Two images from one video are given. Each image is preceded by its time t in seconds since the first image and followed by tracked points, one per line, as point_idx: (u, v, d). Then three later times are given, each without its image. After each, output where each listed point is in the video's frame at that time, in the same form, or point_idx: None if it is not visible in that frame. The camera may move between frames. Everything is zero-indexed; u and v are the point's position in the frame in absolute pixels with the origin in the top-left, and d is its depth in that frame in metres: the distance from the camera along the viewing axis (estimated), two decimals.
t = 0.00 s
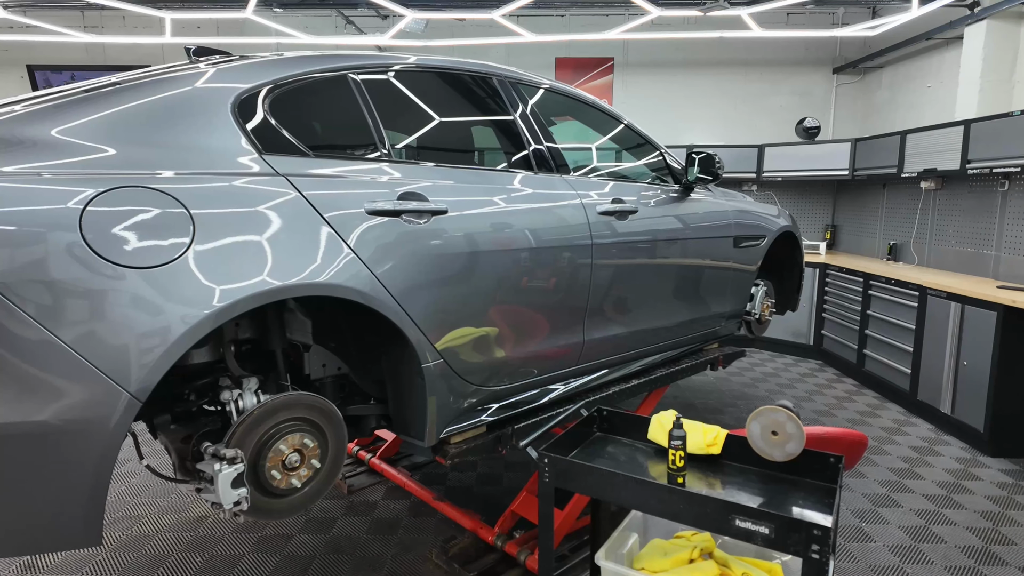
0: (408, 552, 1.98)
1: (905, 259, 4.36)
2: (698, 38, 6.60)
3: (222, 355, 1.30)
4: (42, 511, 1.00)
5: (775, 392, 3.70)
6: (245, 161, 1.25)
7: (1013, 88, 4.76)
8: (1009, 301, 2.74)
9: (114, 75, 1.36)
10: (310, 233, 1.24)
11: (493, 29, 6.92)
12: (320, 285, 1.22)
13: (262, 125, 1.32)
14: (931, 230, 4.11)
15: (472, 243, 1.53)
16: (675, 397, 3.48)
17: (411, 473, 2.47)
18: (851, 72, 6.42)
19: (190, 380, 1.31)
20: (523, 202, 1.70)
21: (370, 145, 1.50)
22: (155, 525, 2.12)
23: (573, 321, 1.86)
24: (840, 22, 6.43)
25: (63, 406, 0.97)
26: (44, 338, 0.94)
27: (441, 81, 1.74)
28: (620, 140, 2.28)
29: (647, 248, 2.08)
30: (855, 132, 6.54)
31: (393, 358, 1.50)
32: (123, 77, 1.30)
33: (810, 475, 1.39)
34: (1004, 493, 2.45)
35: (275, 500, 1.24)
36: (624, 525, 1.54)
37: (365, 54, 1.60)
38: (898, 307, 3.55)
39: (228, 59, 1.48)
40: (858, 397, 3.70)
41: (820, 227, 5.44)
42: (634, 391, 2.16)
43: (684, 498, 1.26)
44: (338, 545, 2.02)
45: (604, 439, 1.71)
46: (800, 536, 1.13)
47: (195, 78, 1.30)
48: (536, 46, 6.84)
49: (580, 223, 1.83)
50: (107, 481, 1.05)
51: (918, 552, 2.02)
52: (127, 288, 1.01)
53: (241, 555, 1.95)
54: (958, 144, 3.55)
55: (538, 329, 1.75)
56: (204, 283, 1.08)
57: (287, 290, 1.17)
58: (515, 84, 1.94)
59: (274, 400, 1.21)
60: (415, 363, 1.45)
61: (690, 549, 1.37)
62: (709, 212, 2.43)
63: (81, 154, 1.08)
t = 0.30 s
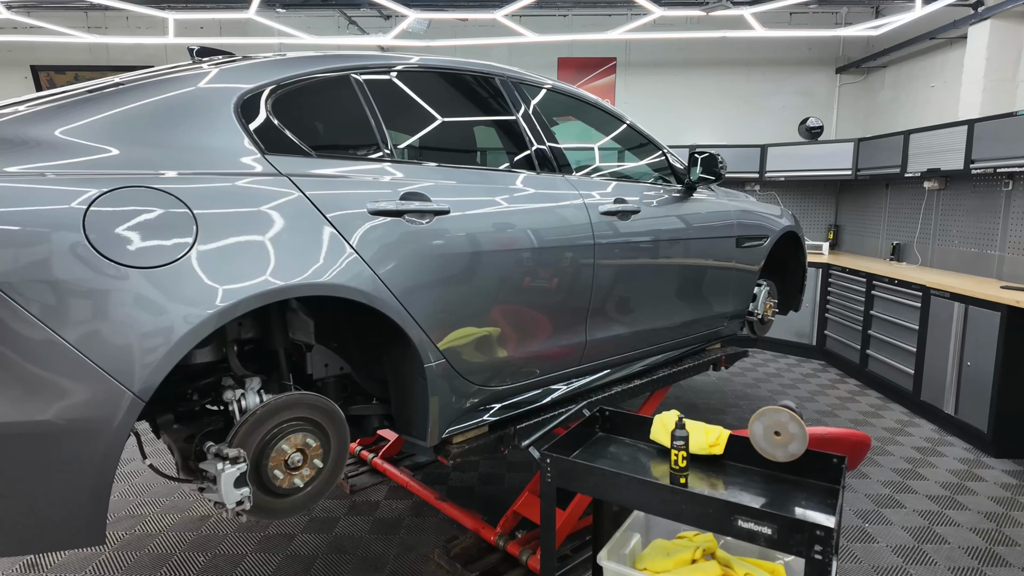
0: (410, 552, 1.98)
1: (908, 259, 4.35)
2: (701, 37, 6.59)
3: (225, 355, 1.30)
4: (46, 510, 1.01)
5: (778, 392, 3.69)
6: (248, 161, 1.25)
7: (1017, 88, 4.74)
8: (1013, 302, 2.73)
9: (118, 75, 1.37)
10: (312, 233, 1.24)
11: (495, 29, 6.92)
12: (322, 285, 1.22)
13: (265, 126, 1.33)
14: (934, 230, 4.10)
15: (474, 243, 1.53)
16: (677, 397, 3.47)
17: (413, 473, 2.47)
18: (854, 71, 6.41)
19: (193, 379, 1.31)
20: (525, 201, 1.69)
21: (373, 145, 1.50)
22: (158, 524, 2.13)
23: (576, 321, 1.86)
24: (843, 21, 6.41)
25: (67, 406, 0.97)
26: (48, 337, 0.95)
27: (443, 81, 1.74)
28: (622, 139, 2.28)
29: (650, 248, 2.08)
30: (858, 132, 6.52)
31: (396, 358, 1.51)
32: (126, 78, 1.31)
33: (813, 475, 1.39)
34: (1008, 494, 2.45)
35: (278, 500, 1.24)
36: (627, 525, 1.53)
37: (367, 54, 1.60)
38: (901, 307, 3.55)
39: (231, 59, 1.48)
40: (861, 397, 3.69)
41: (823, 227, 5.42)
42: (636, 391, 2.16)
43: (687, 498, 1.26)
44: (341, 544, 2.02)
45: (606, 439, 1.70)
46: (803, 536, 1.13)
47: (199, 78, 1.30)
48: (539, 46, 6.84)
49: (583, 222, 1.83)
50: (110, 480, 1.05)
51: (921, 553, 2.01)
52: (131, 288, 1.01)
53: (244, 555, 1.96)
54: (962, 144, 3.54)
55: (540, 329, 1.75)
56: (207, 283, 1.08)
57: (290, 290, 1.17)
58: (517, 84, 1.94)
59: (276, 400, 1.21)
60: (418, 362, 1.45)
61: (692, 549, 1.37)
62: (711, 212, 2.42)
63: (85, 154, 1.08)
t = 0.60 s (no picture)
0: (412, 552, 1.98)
1: (911, 260, 4.33)
2: (703, 37, 6.58)
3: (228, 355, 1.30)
4: (49, 510, 1.01)
5: (780, 393, 3.68)
6: (250, 161, 1.25)
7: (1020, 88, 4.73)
8: (1016, 302, 2.72)
9: (121, 75, 1.37)
10: (314, 233, 1.24)
11: (497, 30, 6.93)
12: (325, 285, 1.22)
13: (267, 125, 1.33)
14: (937, 230, 4.09)
15: (476, 244, 1.53)
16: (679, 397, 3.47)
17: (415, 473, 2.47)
18: (857, 71, 6.40)
19: (197, 378, 1.30)
20: (527, 202, 1.69)
21: (375, 146, 1.50)
22: (161, 524, 2.13)
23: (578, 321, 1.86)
24: (846, 21, 6.40)
25: (70, 405, 0.97)
26: (51, 337, 0.95)
27: (446, 81, 1.74)
28: (624, 140, 2.28)
29: (652, 248, 2.08)
30: (860, 132, 6.51)
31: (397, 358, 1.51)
32: (129, 78, 1.31)
33: (816, 477, 1.39)
34: (1011, 495, 2.44)
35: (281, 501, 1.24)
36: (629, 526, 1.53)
37: (370, 55, 1.60)
38: (904, 307, 3.54)
39: (234, 60, 1.49)
40: (864, 398, 3.68)
41: (825, 227, 5.42)
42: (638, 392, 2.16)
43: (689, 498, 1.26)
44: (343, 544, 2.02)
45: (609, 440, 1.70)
46: (805, 536, 1.14)
47: (202, 78, 1.31)
48: (541, 46, 6.84)
49: (585, 223, 1.82)
50: (113, 480, 1.05)
51: (924, 554, 2.01)
52: (134, 288, 1.01)
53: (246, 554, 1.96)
54: (965, 144, 3.53)
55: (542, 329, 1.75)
56: (210, 283, 1.08)
57: (292, 290, 1.18)
58: (520, 84, 1.94)
59: (278, 400, 1.21)
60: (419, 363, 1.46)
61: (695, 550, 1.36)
62: (713, 212, 2.42)
63: (88, 154, 1.08)
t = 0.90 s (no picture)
0: (414, 551, 1.98)
1: (914, 260, 4.32)
2: (706, 37, 6.57)
3: (230, 354, 1.31)
4: (53, 509, 1.01)
5: (783, 393, 3.68)
6: (253, 161, 1.25)
7: None
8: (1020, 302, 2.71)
9: (124, 76, 1.38)
10: (317, 233, 1.24)
11: (500, 30, 6.93)
12: (327, 285, 1.22)
13: (270, 126, 1.33)
14: (941, 231, 4.08)
15: (478, 244, 1.53)
16: (682, 398, 3.46)
17: (417, 472, 2.48)
18: (861, 71, 6.39)
19: (199, 378, 1.31)
20: (529, 202, 1.69)
21: (378, 146, 1.51)
22: (164, 523, 2.14)
23: (580, 321, 1.86)
24: (849, 21, 6.38)
25: (73, 405, 0.98)
26: (55, 337, 0.95)
27: (448, 81, 1.74)
28: (627, 140, 2.28)
29: (654, 248, 2.07)
30: (863, 132, 6.50)
31: (400, 358, 1.51)
32: (132, 78, 1.31)
33: (819, 479, 1.38)
34: (1015, 497, 2.43)
35: (283, 499, 1.24)
36: (631, 526, 1.53)
37: (373, 55, 1.60)
38: (907, 308, 3.53)
39: (236, 60, 1.49)
40: (867, 398, 3.67)
41: (829, 227, 5.41)
42: (641, 392, 2.16)
43: (690, 500, 1.26)
44: (345, 544, 2.03)
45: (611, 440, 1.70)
46: (807, 538, 1.13)
47: (205, 78, 1.31)
48: (543, 46, 6.84)
49: (587, 223, 1.82)
50: (116, 479, 1.05)
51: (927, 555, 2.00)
52: (137, 288, 1.01)
53: (248, 554, 1.96)
54: (968, 144, 3.52)
55: (545, 329, 1.75)
56: (212, 283, 1.09)
57: (295, 290, 1.18)
58: (522, 84, 1.94)
59: (281, 399, 1.21)
60: (422, 363, 1.45)
61: (696, 552, 1.36)
62: (716, 212, 2.42)
63: (91, 154, 1.09)
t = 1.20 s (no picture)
0: (416, 551, 1.98)
1: (918, 260, 4.31)
2: (709, 37, 6.56)
3: (233, 354, 1.31)
4: (56, 508, 1.01)
5: (786, 393, 3.67)
6: (256, 161, 1.26)
7: None
8: None
9: (128, 76, 1.38)
10: (319, 233, 1.25)
11: (502, 30, 6.93)
12: (329, 285, 1.22)
13: (273, 126, 1.33)
14: (944, 231, 4.06)
15: (481, 244, 1.53)
16: (684, 398, 3.46)
17: (420, 472, 2.48)
18: (864, 70, 6.37)
19: (203, 378, 1.31)
20: (532, 202, 1.69)
21: (380, 146, 1.51)
22: (167, 522, 2.14)
23: (583, 321, 1.86)
24: (852, 20, 6.37)
25: (77, 404, 0.98)
26: (58, 336, 0.95)
27: (450, 81, 1.74)
28: (629, 140, 2.28)
29: (657, 248, 2.07)
30: (867, 132, 6.49)
31: (402, 358, 1.51)
32: (136, 79, 1.32)
33: (822, 479, 1.38)
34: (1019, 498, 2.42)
35: (285, 499, 1.24)
36: (633, 526, 1.53)
37: (375, 55, 1.60)
38: (910, 308, 3.52)
39: (239, 60, 1.49)
40: (870, 399, 3.66)
41: (832, 227, 5.40)
42: (643, 392, 2.16)
43: (692, 500, 1.25)
44: (347, 544, 2.03)
45: (614, 440, 1.70)
46: (809, 539, 1.13)
47: (208, 79, 1.31)
48: (545, 46, 6.84)
49: (589, 223, 1.82)
50: (119, 479, 1.06)
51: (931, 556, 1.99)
52: (140, 288, 1.02)
53: (251, 554, 1.96)
54: (972, 144, 3.50)
55: (547, 329, 1.75)
56: (215, 283, 1.09)
57: (298, 290, 1.18)
58: (525, 84, 1.94)
59: (284, 399, 1.22)
60: (424, 362, 1.46)
61: (699, 552, 1.36)
62: (718, 212, 2.41)
63: (94, 154, 1.09)
